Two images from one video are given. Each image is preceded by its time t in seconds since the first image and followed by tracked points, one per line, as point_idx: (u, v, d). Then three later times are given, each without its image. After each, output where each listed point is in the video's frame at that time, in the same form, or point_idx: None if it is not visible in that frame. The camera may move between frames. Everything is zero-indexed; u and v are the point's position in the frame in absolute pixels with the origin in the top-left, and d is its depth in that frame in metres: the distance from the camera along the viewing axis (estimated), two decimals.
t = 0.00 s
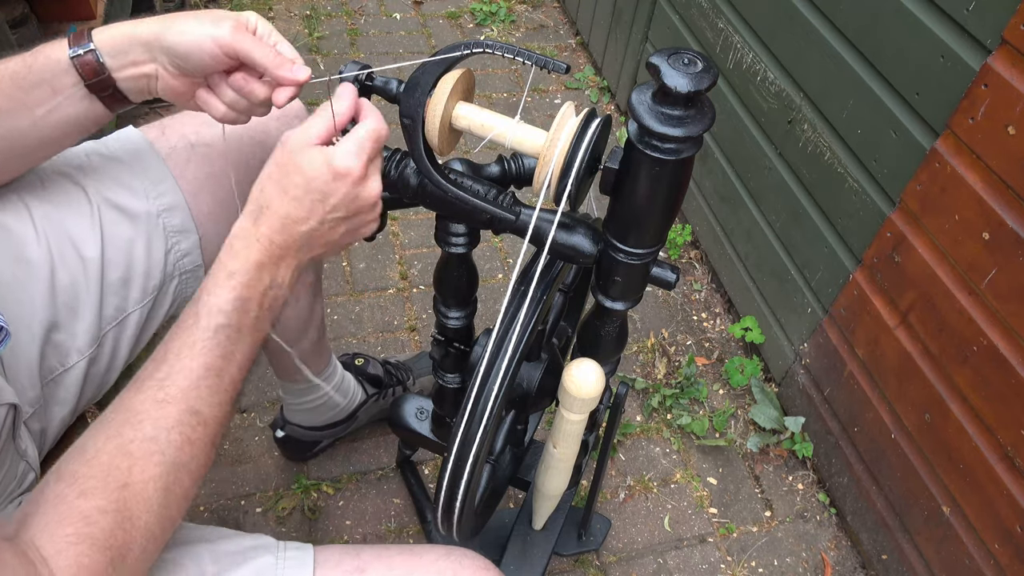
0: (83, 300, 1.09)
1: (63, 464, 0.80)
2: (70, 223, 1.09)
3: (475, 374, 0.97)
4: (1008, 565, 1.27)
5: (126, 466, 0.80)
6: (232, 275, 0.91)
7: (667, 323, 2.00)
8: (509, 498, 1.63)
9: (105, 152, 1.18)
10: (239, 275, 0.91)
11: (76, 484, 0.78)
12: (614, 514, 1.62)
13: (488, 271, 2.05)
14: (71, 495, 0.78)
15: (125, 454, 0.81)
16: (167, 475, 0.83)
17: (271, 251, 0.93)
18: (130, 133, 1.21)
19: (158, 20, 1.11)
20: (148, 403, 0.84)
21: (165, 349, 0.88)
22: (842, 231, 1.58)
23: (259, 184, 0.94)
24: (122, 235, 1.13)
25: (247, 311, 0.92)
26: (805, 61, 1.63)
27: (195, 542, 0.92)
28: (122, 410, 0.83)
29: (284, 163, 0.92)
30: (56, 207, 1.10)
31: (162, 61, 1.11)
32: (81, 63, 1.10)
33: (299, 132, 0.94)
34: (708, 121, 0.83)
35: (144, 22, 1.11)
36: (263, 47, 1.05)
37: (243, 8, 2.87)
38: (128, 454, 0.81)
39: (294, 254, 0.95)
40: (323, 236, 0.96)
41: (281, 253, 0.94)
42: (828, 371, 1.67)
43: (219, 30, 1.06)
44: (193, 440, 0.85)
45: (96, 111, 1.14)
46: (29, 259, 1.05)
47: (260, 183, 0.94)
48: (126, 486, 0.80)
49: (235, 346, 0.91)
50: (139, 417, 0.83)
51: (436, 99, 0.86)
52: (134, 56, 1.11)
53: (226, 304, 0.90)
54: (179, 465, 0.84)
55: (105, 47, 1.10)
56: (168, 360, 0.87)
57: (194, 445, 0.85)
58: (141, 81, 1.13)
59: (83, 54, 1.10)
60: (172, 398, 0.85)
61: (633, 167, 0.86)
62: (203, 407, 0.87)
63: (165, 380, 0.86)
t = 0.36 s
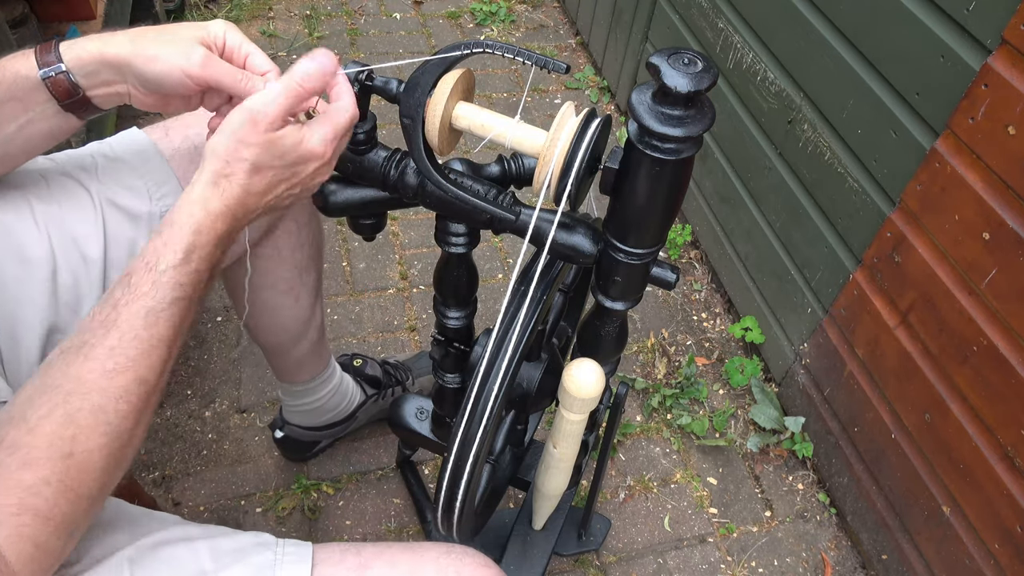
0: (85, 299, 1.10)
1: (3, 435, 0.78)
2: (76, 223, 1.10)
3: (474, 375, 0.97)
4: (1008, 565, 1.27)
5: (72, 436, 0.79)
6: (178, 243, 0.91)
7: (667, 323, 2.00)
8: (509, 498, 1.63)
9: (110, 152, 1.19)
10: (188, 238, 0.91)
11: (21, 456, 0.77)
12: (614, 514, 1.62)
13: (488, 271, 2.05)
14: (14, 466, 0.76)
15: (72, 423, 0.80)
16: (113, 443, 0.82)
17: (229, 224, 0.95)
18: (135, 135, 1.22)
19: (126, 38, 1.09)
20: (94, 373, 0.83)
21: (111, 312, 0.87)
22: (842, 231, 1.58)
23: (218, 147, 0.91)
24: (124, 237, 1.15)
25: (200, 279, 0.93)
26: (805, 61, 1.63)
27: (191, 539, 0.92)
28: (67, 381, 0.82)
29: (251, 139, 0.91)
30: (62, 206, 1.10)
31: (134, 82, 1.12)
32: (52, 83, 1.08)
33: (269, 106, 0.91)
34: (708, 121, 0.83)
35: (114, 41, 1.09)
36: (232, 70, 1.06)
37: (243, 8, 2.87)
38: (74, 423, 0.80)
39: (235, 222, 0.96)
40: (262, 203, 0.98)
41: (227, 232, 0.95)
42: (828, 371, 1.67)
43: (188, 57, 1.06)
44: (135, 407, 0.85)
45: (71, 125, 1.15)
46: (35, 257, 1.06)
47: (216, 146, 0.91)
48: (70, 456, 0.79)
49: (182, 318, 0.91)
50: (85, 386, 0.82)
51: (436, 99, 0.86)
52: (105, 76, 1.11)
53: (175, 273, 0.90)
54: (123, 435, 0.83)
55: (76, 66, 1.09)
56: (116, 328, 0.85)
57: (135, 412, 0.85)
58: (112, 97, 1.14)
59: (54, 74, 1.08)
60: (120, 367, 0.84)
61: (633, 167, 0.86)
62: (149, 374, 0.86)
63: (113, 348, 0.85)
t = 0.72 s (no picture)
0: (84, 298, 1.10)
1: None
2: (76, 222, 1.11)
3: (474, 375, 0.97)
4: (1008, 565, 1.27)
5: (68, 452, 0.80)
6: (181, 247, 0.91)
7: (667, 323, 2.00)
8: (509, 498, 1.64)
9: (109, 152, 1.19)
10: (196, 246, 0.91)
11: (14, 468, 0.77)
12: (614, 514, 1.62)
13: (488, 271, 2.06)
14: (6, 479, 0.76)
15: (69, 440, 0.80)
16: (104, 461, 0.84)
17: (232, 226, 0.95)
18: (133, 135, 1.22)
19: (90, 53, 1.09)
20: (95, 385, 0.83)
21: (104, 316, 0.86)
22: (842, 231, 1.58)
23: (239, 173, 0.95)
24: (124, 236, 1.15)
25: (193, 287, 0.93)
26: (805, 61, 1.63)
27: (189, 536, 0.92)
28: (67, 391, 0.82)
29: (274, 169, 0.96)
30: (61, 206, 1.10)
31: (98, 96, 1.12)
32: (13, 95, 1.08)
33: (297, 144, 0.95)
34: (708, 121, 0.83)
35: (78, 54, 1.09)
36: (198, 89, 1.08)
37: (243, 8, 2.87)
38: (72, 439, 0.80)
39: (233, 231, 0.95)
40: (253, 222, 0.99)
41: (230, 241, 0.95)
42: (828, 371, 1.67)
43: (154, 76, 1.07)
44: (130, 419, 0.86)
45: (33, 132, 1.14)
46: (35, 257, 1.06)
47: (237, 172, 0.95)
48: (64, 471, 0.79)
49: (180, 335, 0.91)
50: (90, 401, 0.82)
51: (436, 99, 0.86)
52: (69, 89, 1.10)
53: (175, 282, 0.89)
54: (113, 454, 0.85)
55: (39, 78, 1.08)
56: (118, 339, 0.85)
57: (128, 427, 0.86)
58: (73, 108, 1.14)
59: (17, 85, 1.07)
60: (121, 382, 0.84)
61: (633, 167, 0.86)
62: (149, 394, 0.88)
63: (119, 362, 0.85)
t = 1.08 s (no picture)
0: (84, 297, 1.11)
1: None
2: (76, 223, 1.11)
3: (475, 375, 0.97)
4: (1008, 565, 1.26)
5: (61, 456, 0.80)
6: (174, 250, 0.91)
7: (667, 323, 2.00)
8: (509, 498, 1.64)
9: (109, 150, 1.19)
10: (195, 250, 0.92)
11: (7, 472, 0.76)
12: (614, 514, 1.62)
13: (488, 271, 2.06)
14: None
15: (61, 444, 0.80)
16: (98, 466, 0.83)
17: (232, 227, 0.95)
18: (131, 134, 1.22)
19: (75, 67, 1.07)
20: (90, 391, 0.83)
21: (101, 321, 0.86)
22: (842, 231, 1.58)
23: (227, 175, 0.94)
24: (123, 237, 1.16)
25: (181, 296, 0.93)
26: (805, 61, 1.63)
27: (189, 537, 0.92)
28: (58, 396, 0.82)
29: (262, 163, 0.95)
30: (62, 206, 1.10)
31: (88, 109, 1.10)
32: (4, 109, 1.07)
33: (280, 136, 0.96)
34: (708, 121, 0.83)
35: (63, 66, 1.07)
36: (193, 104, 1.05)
37: (243, 8, 2.86)
38: (64, 443, 0.80)
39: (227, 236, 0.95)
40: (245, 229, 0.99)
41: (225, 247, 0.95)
42: (828, 371, 1.67)
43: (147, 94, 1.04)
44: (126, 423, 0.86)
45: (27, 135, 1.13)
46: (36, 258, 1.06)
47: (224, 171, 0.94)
48: (57, 475, 0.79)
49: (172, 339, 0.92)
50: (82, 405, 0.82)
51: (436, 100, 0.86)
52: (55, 102, 1.09)
53: (168, 284, 0.90)
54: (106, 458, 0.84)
55: (26, 92, 1.07)
56: (112, 344, 0.85)
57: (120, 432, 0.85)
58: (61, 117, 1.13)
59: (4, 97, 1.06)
60: (114, 386, 0.84)
61: (633, 166, 0.86)
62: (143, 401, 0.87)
63: (112, 366, 0.85)
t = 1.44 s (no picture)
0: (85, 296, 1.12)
1: None
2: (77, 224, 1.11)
3: (474, 375, 0.97)
4: (1008, 565, 1.27)
5: (61, 454, 0.80)
6: (171, 255, 0.90)
7: (667, 323, 2.00)
8: (509, 498, 1.64)
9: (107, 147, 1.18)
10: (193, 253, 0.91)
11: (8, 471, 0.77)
12: (614, 514, 1.62)
13: (488, 271, 2.06)
14: None
15: (61, 442, 0.80)
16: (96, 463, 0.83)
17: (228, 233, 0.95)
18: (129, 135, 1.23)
19: (86, 90, 0.99)
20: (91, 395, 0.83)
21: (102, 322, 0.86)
22: (842, 231, 1.58)
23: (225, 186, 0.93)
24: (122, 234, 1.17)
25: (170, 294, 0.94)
26: (805, 61, 1.63)
27: (189, 536, 0.92)
28: (59, 394, 0.81)
29: (263, 184, 0.95)
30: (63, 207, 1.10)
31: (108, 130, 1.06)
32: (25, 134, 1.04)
33: (288, 163, 0.95)
34: (708, 121, 0.83)
35: (75, 92, 1.00)
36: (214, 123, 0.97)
37: (243, 9, 2.86)
38: (64, 441, 0.80)
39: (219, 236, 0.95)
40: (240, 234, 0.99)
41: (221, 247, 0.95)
42: (828, 371, 1.67)
43: (163, 118, 0.97)
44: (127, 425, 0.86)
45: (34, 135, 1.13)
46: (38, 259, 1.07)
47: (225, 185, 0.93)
48: (58, 473, 0.79)
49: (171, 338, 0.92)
50: (83, 403, 0.82)
51: (436, 100, 0.86)
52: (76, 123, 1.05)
53: (167, 287, 0.89)
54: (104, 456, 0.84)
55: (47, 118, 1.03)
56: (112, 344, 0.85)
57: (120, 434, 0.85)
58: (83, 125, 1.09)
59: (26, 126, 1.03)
60: (115, 385, 0.84)
61: (633, 166, 0.86)
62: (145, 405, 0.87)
63: (112, 365, 0.84)
